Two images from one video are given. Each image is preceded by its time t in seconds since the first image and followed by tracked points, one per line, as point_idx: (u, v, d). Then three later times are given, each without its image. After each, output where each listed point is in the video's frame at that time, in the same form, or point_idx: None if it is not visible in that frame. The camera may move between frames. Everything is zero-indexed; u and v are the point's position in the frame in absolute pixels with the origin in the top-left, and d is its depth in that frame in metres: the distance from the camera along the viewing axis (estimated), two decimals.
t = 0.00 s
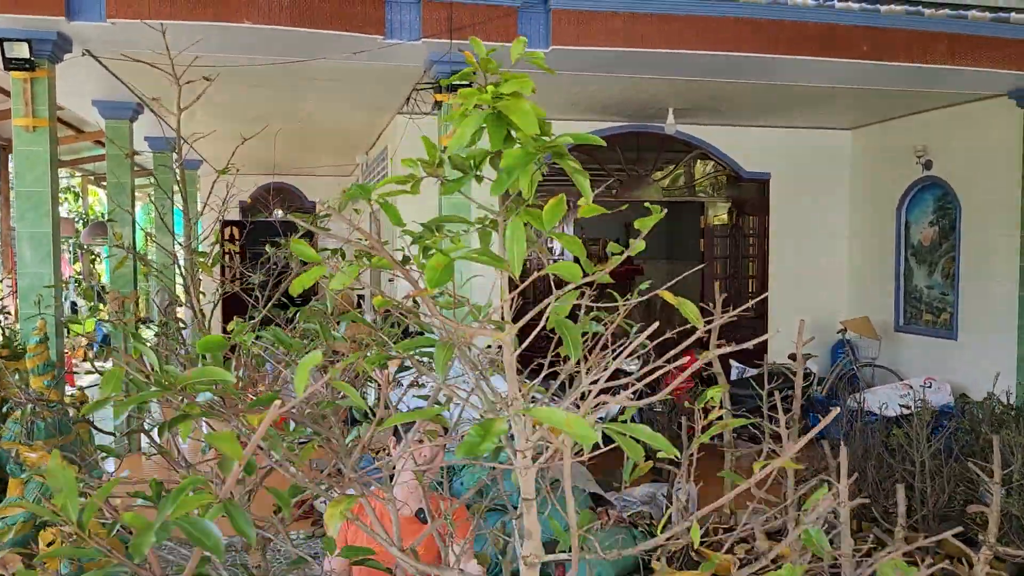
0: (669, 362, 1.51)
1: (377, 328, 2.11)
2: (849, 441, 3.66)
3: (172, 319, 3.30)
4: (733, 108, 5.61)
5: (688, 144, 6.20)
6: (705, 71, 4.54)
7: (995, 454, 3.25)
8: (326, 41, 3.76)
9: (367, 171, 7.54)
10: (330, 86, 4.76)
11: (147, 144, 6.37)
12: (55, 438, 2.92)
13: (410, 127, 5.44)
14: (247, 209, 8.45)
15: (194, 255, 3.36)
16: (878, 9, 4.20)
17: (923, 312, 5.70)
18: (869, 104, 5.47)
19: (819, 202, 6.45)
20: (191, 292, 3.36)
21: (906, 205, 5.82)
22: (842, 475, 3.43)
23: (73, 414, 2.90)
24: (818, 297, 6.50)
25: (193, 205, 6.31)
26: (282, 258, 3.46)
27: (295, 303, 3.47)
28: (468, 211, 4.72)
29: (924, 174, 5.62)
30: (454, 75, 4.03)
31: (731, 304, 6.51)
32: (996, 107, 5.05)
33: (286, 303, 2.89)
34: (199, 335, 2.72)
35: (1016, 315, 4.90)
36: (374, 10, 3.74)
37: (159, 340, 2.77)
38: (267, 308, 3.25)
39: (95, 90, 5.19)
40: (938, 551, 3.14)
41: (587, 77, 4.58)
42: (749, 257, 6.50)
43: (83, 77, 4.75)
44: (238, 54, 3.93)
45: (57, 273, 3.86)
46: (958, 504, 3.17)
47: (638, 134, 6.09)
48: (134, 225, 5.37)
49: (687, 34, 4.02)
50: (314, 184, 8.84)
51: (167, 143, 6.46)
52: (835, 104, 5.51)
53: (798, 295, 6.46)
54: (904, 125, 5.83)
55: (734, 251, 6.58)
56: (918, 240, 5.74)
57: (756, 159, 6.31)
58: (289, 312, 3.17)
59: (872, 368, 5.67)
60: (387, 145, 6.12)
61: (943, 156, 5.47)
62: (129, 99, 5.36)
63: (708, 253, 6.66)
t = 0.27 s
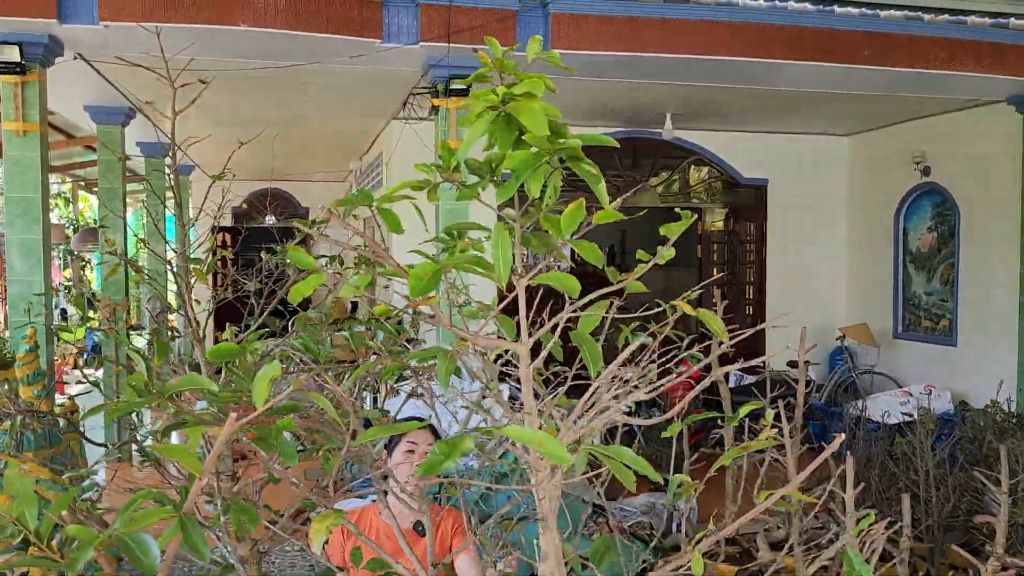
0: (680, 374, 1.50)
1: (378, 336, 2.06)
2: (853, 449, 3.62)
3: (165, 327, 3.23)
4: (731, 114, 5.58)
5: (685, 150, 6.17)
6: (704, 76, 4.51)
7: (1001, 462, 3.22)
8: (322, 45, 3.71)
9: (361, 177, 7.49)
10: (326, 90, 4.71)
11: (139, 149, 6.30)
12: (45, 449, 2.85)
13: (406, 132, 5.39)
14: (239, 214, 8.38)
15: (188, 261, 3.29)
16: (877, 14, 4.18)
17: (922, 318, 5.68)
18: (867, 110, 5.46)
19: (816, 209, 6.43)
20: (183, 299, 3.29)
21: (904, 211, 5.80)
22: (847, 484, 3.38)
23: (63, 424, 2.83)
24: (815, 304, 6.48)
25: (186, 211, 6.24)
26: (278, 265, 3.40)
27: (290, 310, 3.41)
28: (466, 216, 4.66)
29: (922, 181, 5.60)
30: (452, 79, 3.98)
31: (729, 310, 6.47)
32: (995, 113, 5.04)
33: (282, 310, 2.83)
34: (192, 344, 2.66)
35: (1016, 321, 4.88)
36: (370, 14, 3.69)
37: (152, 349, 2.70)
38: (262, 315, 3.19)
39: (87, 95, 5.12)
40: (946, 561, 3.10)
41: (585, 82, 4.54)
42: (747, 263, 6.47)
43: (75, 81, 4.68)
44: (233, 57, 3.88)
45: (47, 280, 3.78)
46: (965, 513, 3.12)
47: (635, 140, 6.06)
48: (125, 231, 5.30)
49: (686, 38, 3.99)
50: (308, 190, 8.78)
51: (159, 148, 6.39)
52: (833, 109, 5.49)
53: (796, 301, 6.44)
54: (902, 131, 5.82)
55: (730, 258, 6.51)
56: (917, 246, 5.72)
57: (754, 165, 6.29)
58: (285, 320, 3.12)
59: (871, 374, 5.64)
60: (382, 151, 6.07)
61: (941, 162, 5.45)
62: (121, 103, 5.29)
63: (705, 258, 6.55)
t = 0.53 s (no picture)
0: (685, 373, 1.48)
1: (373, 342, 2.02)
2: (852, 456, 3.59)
3: (156, 334, 3.18)
4: (726, 118, 5.57)
5: (680, 155, 6.16)
6: (701, 80, 4.49)
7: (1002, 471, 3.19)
8: (316, 48, 3.68)
9: (355, 181, 7.45)
10: (319, 95, 4.68)
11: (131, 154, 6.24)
12: (31, 458, 2.79)
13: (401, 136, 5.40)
14: (232, 220, 8.34)
15: (179, 267, 3.24)
16: (874, 18, 4.17)
17: (918, 324, 5.66)
18: (863, 114, 5.45)
19: (811, 214, 6.43)
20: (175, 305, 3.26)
21: (900, 216, 5.80)
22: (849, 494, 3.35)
23: (48, 434, 2.77)
24: (810, 310, 6.46)
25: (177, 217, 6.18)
26: (270, 270, 3.36)
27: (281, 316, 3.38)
28: (461, 219, 4.61)
29: (918, 185, 5.60)
30: (447, 82, 3.96)
31: (725, 315, 6.44)
32: (991, 118, 5.03)
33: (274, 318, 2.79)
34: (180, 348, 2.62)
35: (1013, 326, 4.86)
36: (364, 18, 3.66)
37: (142, 356, 2.65)
38: (255, 322, 3.16)
39: (78, 99, 5.08)
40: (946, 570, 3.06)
41: (582, 86, 4.51)
42: (742, 268, 6.45)
43: (66, 86, 4.64)
44: (226, 61, 3.84)
45: (36, 286, 3.74)
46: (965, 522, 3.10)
47: (630, 145, 6.05)
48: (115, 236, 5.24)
49: (683, 42, 3.97)
50: (301, 196, 8.75)
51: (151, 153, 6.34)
52: (829, 114, 5.47)
53: (791, 306, 6.42)
54: (898, 136, 5.81)
55: (727, 263, 6.48)
56: (912, 251, 5.71)
57: (749, 170, 6.29)
58: (277, 326, 3.08)
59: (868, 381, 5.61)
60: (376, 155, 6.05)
61: (937, 167, 5.45)
62: (112, 107, 5.25)
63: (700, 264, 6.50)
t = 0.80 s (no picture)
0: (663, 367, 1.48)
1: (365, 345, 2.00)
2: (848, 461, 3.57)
3: (145, 338, 3.14)
4: (720, 122, 5.57)
5: (674, 159, 6.16)
6: (695, 84, 4.48)
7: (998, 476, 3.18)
8: (308, 50, 3.65)
9: (348, 185, 7.43)
10: (312, 98, 4.65)
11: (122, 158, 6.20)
12: (17, 464, 2.75)
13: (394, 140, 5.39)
14: (224, 224, 8.31)
15: (167, 272, 3.20)
16: (868, 22, 4.17)
17: (912, 328, 5.66)
18: (857, 118, 5.45)
19: (805, 218, 6.43)
20: (165, 309, 3.22)
21: (894, 221, 5.80)
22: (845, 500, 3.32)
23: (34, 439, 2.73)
24: (805, 314, 6.46)
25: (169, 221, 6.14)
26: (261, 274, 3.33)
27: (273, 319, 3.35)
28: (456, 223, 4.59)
29: (912, 190, 5.60)
30: (441, 85, 3.94)
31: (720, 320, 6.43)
32: (985, 122, 5.03)
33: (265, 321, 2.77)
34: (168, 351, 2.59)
35: (1007, 331, 4.86)
36: (357, 20, 3.64)
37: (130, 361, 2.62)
38: (246, 325, 3.13)
39: (69, 102, 5.04)
40: None
41: (576, 89, 4.50)
42: (736, 273, 6.44)
43: (57, 88, 4.60)
44: (218, 63, 3.82)
45: (24, 291, 3.69)
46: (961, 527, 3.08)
47: (625, 149, 6.04)
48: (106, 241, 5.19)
49: (677, 45, 3.96)
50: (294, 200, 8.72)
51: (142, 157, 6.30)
52: (823, 118, 5.47)
53: (785, 311, 6.41)
54: (892, 141, 5.82)
55: (722, 267, 6.45)
56: (906, 255, 5.71)
57: (743, 175, 6.28)
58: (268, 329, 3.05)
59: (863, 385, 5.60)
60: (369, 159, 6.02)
61: (930, 172, 5.45)
62: (104, 110, 5.21)
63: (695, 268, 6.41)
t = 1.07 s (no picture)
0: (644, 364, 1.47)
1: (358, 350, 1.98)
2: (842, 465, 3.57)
3: (134, 344, 3.11)
4: (713, 126, 5.57)
5: (668, 162, 6.16)
6: (689, 88, 4.48)
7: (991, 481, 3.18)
8: (301, 53, 3.63)
9: (342, 189, 7.42)
10: (305, 101, 4.64)
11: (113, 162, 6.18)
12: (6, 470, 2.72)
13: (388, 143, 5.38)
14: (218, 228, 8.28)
15: (158, 276, 3.17)
16: (861, 26, 4.18)
17: (906, 332, 5.66)
18: (850, 122, 5.46)
19: (799, 222, 6.43)
20: (156, 313, 3.20)
21: (887, 225, 5.81)
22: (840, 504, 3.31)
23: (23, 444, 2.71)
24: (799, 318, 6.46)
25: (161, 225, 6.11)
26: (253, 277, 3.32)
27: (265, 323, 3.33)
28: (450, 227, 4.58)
29: (905, 194, 5.61)
30: (434, 89, 3.93)
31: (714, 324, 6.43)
32: (978, 126, 5.05)
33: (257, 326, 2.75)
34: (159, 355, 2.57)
35: (1001, 335, 4.86)
36: (350, 23, 3.63)
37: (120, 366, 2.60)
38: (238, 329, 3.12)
39: (60, 105, 5.01)
40: None
41: (570, 93, 4.49)
42: (730, 276, 6.44)
43: (48, 91, 4.57)
44: (209, 66, 3.80)
45: (14, 295, 3.66)
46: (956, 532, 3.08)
47: (619, 152, 6.04)
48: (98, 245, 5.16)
49: (670, 49, 3.95)
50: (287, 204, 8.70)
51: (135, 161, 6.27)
52: (817, 121, 5.47)
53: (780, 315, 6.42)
54: (885, 145, 5.83)
55: (716, 270, 6.45)
56: (900, 259, 5.72)
57: (737, 178, 6.29)
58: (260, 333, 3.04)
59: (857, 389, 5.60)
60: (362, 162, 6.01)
61: (924, 176, 5.46)
62: (96, 114, 5.18)
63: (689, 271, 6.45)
